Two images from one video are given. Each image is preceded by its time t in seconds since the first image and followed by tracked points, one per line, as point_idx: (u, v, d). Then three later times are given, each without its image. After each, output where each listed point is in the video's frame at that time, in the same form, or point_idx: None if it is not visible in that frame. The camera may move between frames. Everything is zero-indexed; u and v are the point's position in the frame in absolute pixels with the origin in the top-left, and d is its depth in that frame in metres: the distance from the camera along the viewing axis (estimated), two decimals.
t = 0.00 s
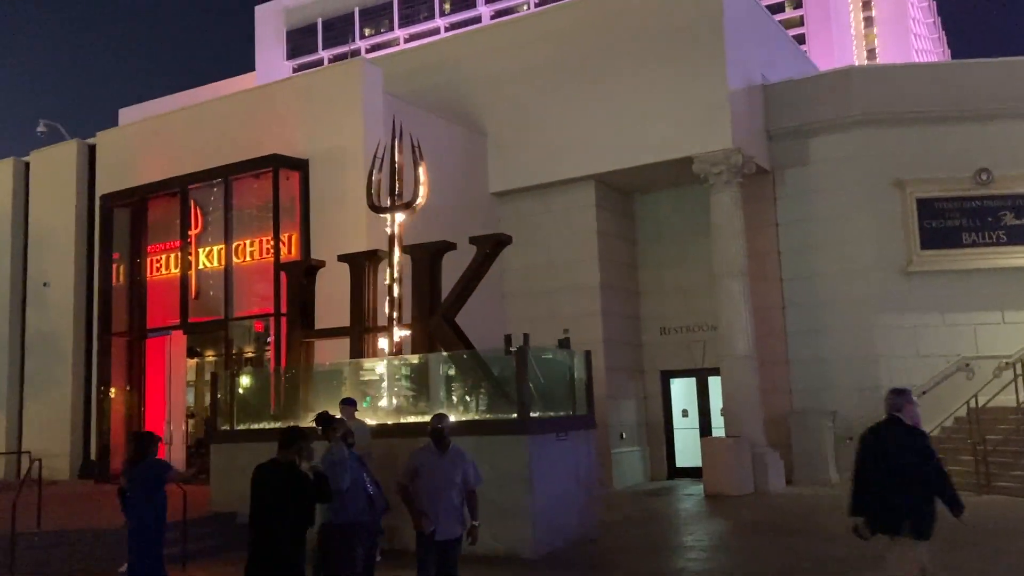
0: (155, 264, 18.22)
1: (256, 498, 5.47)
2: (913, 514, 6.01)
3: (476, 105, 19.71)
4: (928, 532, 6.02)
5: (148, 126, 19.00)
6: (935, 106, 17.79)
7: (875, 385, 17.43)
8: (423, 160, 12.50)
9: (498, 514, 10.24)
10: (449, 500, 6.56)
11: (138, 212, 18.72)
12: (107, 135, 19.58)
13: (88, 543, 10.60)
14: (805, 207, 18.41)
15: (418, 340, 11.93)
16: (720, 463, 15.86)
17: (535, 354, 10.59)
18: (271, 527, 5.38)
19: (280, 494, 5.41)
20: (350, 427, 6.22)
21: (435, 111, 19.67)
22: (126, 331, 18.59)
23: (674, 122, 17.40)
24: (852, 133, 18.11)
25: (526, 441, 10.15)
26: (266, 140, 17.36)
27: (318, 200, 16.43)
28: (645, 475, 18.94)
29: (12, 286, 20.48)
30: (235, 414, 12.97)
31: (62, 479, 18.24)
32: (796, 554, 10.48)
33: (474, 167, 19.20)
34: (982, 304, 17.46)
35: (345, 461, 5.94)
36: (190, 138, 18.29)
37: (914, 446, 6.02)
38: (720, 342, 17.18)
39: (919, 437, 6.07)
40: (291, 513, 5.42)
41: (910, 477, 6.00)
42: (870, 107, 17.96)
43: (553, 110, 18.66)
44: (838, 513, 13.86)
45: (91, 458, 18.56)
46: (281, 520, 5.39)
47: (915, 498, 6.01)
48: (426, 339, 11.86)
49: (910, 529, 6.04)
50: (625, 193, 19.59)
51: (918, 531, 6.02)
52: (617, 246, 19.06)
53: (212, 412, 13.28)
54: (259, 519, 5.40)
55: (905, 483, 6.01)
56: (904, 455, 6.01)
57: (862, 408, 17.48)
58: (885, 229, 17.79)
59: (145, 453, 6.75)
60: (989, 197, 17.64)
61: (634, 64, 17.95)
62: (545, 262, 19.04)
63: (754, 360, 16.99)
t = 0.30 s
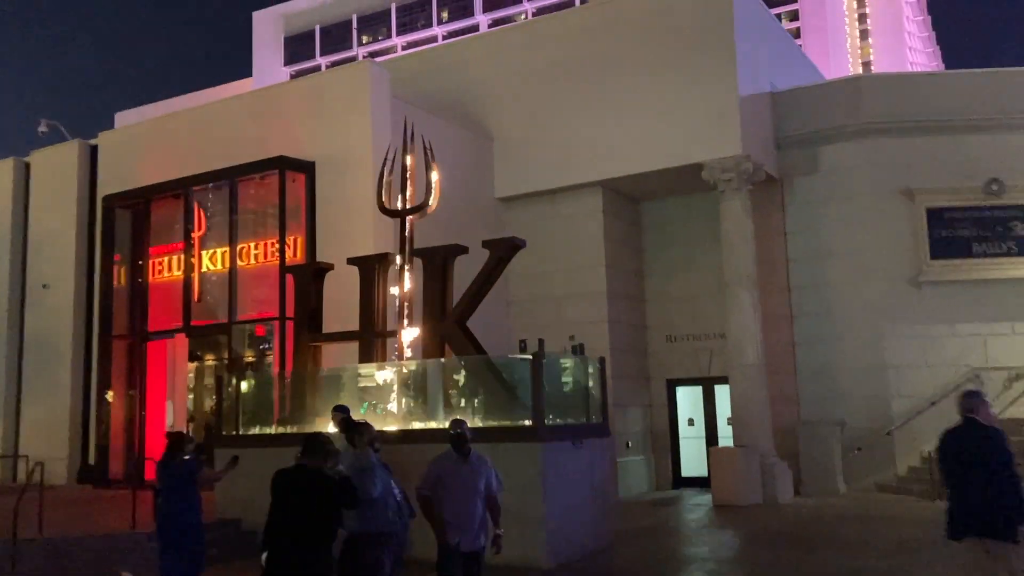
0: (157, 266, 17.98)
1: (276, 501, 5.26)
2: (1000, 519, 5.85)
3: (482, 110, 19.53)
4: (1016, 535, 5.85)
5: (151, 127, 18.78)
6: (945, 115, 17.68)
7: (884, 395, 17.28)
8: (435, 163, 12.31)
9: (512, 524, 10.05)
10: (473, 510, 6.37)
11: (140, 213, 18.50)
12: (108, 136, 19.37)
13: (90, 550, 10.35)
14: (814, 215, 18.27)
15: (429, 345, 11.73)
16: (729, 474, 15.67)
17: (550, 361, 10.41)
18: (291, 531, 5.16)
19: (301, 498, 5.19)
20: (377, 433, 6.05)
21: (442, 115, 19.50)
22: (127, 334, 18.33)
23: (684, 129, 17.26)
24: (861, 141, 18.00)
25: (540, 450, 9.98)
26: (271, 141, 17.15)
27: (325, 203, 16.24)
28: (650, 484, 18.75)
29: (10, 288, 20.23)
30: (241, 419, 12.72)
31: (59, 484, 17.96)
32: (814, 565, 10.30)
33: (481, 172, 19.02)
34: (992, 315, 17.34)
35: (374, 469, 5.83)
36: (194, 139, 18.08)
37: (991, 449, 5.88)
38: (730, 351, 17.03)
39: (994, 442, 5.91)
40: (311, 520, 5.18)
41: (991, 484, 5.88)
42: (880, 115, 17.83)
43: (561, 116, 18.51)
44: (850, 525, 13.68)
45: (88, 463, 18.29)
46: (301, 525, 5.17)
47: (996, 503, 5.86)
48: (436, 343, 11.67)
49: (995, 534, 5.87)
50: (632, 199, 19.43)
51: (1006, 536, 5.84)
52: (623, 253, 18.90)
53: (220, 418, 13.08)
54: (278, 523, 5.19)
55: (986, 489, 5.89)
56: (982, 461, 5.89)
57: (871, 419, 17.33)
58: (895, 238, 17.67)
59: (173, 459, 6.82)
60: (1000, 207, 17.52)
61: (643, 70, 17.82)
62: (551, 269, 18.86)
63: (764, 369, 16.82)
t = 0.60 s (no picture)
0: (159, 267, 17.73)
1: (290, 507, 4.97)
2: None
3: (490, 115, 19.32)
4: None
5: (154, 126, 18.56)
6: (958, 129, 17.53)
7: (893, 410, 17.06)
8: (447, 165, 12.11)
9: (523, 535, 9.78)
10: (497, 521, 6.10)
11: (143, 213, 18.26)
12: (111, 134, 19.14)
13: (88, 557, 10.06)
14: (824, 227, 18.08)
15: (439, 350, 11.50)
16: (738, 487, 15.43)
17: (565, 371, 10.19)
18: (302, 537, 4.85)
19: (313, 502, 4.89)
20: (403, 438, 5.84)
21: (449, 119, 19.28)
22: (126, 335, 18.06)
23: (695, 137, 17.07)
24: (873, 154, 17.83)
25: (554, 459, 9.73)
26: (277, 142, 16.93)
27: (331, 205, 16.01)
28: (654, 497, 18.48)
29: (8, 287, 19.94)
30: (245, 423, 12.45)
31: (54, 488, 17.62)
32: None
33: (488, 178, 18.81)
34: (1003, 331, 17.15)
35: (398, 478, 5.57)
36: (199, 140, 17.84)
37: None
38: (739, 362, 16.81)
39: None
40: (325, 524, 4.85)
41: None
42: (892, 128, 17.66)
43: (570, 122, 18.32)
44: (862, 542, 13.44)
45: (84, 465, 18.00)
46: (314, 530, 4.85)
47: None
48: (447, 349, 11.43)
49: None
50: (639, 208, 19.22)
51: None
52: (630, 262, 18.68)
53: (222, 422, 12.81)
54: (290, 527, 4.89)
55: None
56: None
57: (879, 434, 17.10)
58: (906, 252, 17.48)
59: (200, 465, 6.63)
60: (1012, 222, 17.36)
61: (654, 78, 17.65)
62: (557, 277, 18.63)
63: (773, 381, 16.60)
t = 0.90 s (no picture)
0: (201, 287, 17.70)
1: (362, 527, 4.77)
2: None
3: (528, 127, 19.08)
4: None
5: (194, 145, 18.57)
6: (1011, 131, 17.02)
7: (952, 422, 16.53)
8: (491, 177, 11.86)
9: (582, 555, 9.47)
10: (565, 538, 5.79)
11: (184, 233, 18.29)
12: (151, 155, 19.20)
13: None
14: (873, 235, 17.60)
15: (489, 366, 11.25)
16: (793, 503, 14.99)
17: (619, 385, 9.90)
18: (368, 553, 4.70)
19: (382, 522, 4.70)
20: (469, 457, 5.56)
21: (488, 132, 19.08)
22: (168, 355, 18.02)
23: (740, 145, 16.73)
24: (922, 159, 17.34)
25: (612, 475, 9.42)
26: (317, 159, 16.84)
27: (372, 221, 15.88)
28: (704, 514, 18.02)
29: (50, 309, 20.01)
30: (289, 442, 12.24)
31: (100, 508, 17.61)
32: None
33: (528, 192, 18.55)
34: None
35: (468, 495, 5.39)
36: (238, 158, 17.84)
37: None
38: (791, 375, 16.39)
39: None
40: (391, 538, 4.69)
41: None
42: (942, 132, 17.17)
43: (611, 134, 18.05)
44: (927, 559, 12.94)
45: (130, 486, 17.99)
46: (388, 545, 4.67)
47: None
48: (497, 364, 11.18)
49: None
50: (682, 219, 18.87)
51: None
52: (674, 274, 18.33)
53: (269, 441, 12.65)
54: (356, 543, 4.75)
55: None
56: None
57: (937, 447, 16.57)
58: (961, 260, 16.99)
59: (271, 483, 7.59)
60: None
61: (695, 86, 17.36)
62: (600, 291, 18.31)
63: (826, 394, 16.18)
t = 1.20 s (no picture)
0: (232, 281, 17.63)
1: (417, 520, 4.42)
2: None
3: (563, 127, 18.89)
4: None
5: (228, 139, 18.52)
6: None
7: (993, 435, 16.10)
8: (531, 173, 11.66)
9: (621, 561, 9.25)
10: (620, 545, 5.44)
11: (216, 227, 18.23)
12: (185, 148, 19.19)
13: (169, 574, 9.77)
14: (914, 242, 17.24)
15: (526, 365, 11.03)
16: (829, 514, 14.67)
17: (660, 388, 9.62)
18: (422, 547, 4.33)
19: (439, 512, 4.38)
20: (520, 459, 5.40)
21: (520, 130, 18.89)
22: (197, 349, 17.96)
23: (780, 148, 16.44)
24: (967, 165, 16.95)
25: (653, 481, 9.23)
26: (351, 154, 16.71)
27: (406, 217, 15.73)
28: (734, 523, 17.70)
29: (80, 301, 20.04)
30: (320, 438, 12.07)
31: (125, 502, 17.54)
32: None
33: (562, 192, 18.34)
34: None
35: (520, 495, 5.21)
36: (271, 152, 17.76)
37: None
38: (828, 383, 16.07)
39: None
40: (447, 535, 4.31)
41: None
42: (987, 137, 16.76)
43: (647, 134, 17.80)
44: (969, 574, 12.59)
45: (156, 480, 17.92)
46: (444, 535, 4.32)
47: None
48: (533, 363, 10.97)
49: None
50: (717, 222, 18.59)
51: None
52: (709, 278, 18.06)
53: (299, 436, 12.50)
54: (407, 534, 4.40)
55: None
56: None
57: (977, 461, 16.18)
58: (1006, 269, 16.52)
59: (306, 477, 7.39)
60: None
61: (735, 87, 17.09)
62: (633, 293, 18.06)
63: (864, 403, 15.85)
